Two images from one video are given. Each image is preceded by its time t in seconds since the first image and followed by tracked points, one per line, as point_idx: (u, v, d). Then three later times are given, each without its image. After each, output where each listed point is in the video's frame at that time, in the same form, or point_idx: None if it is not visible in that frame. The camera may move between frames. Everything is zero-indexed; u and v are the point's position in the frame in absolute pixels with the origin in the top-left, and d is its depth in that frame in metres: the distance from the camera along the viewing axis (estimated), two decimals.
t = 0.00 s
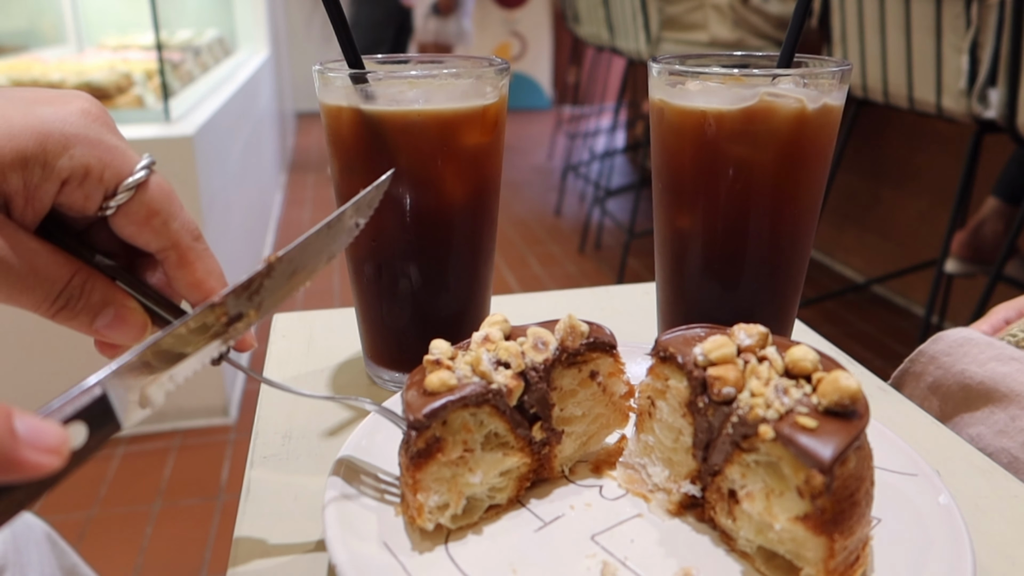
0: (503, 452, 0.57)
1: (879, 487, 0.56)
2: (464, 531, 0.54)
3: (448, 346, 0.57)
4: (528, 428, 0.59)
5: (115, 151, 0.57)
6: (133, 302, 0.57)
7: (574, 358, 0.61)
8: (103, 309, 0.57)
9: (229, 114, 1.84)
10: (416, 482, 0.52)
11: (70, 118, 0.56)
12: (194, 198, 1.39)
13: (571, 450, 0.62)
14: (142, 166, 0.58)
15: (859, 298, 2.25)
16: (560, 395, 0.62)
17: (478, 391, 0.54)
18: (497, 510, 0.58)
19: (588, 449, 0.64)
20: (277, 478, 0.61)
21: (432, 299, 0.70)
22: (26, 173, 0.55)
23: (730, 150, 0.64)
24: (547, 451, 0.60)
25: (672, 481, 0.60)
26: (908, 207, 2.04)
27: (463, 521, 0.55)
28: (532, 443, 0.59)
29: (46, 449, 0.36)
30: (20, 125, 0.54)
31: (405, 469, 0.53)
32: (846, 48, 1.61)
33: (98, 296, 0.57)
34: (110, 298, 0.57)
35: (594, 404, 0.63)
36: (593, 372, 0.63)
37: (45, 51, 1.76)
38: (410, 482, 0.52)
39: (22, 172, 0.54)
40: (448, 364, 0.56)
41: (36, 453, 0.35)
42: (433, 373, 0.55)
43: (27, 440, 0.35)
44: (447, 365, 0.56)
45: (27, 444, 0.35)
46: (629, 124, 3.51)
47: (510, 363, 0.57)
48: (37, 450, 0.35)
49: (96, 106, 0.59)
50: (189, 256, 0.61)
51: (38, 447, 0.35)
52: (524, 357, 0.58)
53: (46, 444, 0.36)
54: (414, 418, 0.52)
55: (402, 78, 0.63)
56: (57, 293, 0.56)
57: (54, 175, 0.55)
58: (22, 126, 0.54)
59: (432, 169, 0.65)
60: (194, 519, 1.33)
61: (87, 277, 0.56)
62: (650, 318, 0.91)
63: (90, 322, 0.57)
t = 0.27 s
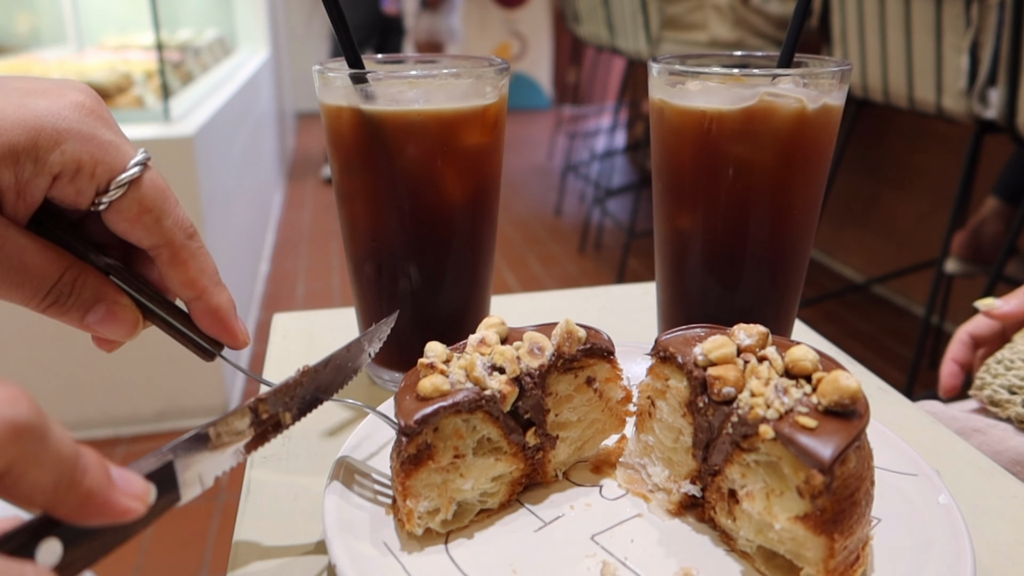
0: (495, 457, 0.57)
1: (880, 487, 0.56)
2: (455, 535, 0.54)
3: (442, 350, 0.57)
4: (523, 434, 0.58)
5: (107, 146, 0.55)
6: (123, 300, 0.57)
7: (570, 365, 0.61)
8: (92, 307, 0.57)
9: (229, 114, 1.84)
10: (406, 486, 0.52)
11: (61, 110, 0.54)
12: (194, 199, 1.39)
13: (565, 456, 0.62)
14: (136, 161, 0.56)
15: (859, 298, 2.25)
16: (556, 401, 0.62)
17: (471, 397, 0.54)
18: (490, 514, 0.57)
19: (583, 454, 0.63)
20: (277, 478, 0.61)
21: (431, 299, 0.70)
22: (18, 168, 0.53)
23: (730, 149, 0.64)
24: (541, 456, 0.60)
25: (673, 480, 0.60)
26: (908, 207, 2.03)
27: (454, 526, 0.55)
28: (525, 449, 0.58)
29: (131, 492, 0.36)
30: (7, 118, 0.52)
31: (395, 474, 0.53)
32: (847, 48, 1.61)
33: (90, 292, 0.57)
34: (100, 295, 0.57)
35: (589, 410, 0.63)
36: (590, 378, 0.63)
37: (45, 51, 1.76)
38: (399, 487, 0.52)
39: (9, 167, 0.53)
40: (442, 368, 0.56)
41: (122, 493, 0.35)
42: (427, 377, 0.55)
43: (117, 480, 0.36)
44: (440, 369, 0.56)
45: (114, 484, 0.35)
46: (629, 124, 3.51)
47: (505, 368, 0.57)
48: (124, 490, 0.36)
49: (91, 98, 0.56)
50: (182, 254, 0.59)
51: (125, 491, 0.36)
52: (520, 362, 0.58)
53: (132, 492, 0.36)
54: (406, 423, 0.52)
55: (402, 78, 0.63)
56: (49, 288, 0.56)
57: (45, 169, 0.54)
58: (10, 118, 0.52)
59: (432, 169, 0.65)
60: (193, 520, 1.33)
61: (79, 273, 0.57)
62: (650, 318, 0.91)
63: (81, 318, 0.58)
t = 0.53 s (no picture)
0: (468, 457, 0.56)
1: (880, 487, 0.56)
2: (416, 535, 0.53)
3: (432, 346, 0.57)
4: (501, 441, 0.57)
5: (71, 89, 0.54)
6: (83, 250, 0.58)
7: (560, 374, 0.59)
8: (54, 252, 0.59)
9: (229, 114, 1.84)
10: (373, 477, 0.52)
11: (27, 48, 0.53)
12: (195, 198, 1.39)
13: (545, 470, 0.60)
14: (103, 107, 0.55)
15: (859, 298, 2.25)
16: (539, 413, 0.60)
17: (453, 393, 0.53)
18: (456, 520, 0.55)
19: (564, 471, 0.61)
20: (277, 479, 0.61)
21: (431, 299, 0.70)
22: None
23: (730, 150, 0.64)
24: (517, 467, 0.58)
25: (672, 481, 0.60)
26: (908, 207, 2.04)
27: (417, 527, 0.53)
28: (502, 457, 0.57)
29: (204, 468, 0.34)
30: None
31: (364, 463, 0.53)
32: (847, 49, 1.61)
33: (49, 239, 0.59)
34: (60, 242, 0.59)
35: (573, 427, 0.61)
36: (578, 396, 0.62)
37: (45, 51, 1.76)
38: (365, 478, 0.52)
39: None
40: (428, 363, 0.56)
41: (196, 467, 0.34)
42: (411, 369, 0.55)
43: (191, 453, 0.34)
44: (427, 364, 0.55)
45: (187, 457, 0.34)
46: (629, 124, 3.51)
47: (492, 370, 0.56)
48: (199, 467, 0.34)
49: (62, 39, 0.55)
50: (147, 206, 0.57)
51: (198, 467, 0.34)
52: (508, 367, 0.57)
53: (204, 469, 0.34)
54: (383, 412, 0.52)
55: (402, 78, 0.63)
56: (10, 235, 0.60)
57: (8, 108, 0.53)
58: None
59: (432, 170, 0.65)
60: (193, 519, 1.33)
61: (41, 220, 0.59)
62: (650, 317, 0.91)
63: (42, 264, 0.60)
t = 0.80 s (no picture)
0: (529, 471, 0.55)
1: (881, 487, 0.56)
2: (494, 557, 0.52)
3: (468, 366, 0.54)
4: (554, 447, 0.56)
5: (35, 8, 0.56)
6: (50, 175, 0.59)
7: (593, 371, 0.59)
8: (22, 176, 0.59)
9: (229, 114, 1.85)
10: (447, 517, 0.50)
11: None
12: (195, 198, 1.39)
13: (595, 463, 0.61)
14: (68, 29, 0.56)
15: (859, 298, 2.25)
16: (584, 410, 0.60)
17: (506, 416, 0.52)
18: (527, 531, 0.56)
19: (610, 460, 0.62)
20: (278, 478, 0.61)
21: (432, 298, 0.70)
22: None
23: (730, 149, 0.64)
24: (572, 467, 0.58)
25: (678, 476, 0.60)
26: (908, 207, 2.04)
27: (495, 547, 0.53)
28: (558, 461, 0.56)
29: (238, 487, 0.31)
30: None
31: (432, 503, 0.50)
32: (847, 49, 1.61)
33: (19, 163, 0.60)
34: (26, 164, 0.59)
35: (614, 416, 0.62)
36: (615, 384, 0.62)
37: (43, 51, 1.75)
38: (439, 520, 0.50)
39: None
40: (470, 388, 0.53)
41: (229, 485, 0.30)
42: (457, 399, 0.52)
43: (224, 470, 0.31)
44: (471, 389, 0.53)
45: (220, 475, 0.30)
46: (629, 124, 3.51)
47: (534, 381, 0.55)
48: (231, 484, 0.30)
49: None
50: (110, 130, 0.58)
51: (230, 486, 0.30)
52: (548, 374, 0.56)
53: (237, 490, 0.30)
54: (444, 450, 0.49)
55: (402, 78, 0.63)
56: None
57: None
58: None
59: (432, 169, 0.65)
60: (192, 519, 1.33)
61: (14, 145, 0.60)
62: (650, 317, 0.91)
63: (11, 189, 0.60)
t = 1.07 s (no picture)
0: (495, 481, 0.54)
1: (881, 487, 0.56)
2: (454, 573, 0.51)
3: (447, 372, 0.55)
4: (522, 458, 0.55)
5: None
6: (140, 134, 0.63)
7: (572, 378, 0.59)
8: (112, 141, 0.63)
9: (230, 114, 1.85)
10: (411, 525, 0.49)
11: None
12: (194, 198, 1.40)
13: (560, 477, 0.60)
14: None
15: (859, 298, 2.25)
16: (553, 422, 0.59)
17: (480, 422, 0.52)
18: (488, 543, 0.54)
19: (574, 476, 0.61)
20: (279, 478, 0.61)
21: (432, 298, 0.70)
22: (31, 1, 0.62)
23: (730, 150, 0.64)
24: (537, 480, 0.57)
25: (679, 476, 0.60)
26: (908, 208, 2.04)
27: (455, 560, 0.52)
28: (524, 474, 0.56)
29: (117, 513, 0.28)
30: None
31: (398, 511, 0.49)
32: (846, 49, 1.61)
33: (106, 128, 0.63)
34: (116, 129, 0.63)
35: (582, 430, 0.60)
36: (588, 399, 0.60)
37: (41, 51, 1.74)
38: (404, 529, 0.48)
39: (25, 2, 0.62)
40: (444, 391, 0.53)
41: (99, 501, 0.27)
42: (432, 404, 0.52)
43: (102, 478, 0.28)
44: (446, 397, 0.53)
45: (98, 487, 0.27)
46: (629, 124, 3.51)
47: (509, 392, 0.54)
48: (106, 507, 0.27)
49: None
50: (191, 74, 0.65)
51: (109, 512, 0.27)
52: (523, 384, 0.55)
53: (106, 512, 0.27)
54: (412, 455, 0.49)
55: (402, 79, 0.63)
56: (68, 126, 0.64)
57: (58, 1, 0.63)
58: None
59: (432, 170, 0.65)
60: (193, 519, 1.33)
61: (96, 108, 0.63)
62: (650, 317, 0.91)
63: (106, 152, 0.63)
